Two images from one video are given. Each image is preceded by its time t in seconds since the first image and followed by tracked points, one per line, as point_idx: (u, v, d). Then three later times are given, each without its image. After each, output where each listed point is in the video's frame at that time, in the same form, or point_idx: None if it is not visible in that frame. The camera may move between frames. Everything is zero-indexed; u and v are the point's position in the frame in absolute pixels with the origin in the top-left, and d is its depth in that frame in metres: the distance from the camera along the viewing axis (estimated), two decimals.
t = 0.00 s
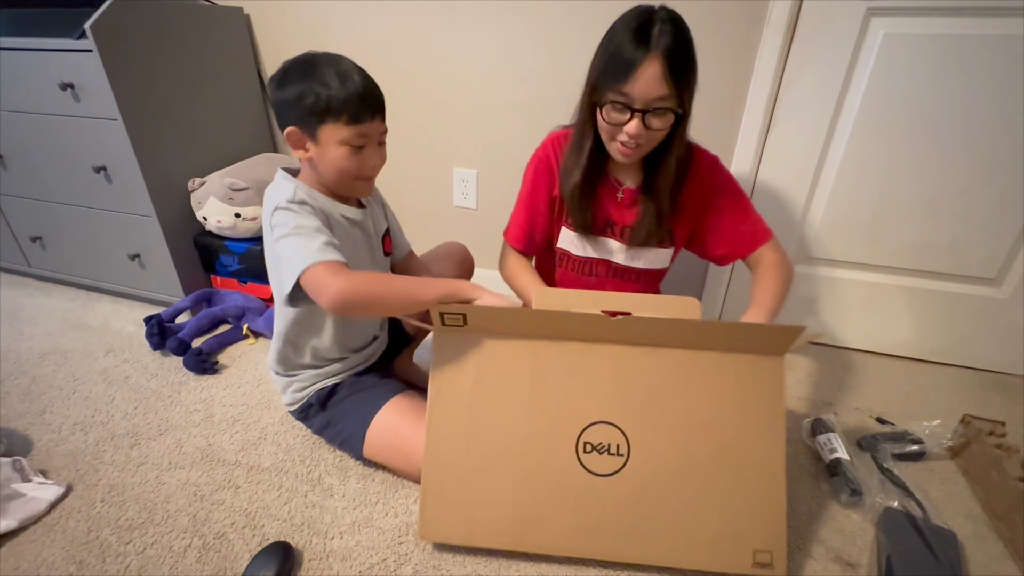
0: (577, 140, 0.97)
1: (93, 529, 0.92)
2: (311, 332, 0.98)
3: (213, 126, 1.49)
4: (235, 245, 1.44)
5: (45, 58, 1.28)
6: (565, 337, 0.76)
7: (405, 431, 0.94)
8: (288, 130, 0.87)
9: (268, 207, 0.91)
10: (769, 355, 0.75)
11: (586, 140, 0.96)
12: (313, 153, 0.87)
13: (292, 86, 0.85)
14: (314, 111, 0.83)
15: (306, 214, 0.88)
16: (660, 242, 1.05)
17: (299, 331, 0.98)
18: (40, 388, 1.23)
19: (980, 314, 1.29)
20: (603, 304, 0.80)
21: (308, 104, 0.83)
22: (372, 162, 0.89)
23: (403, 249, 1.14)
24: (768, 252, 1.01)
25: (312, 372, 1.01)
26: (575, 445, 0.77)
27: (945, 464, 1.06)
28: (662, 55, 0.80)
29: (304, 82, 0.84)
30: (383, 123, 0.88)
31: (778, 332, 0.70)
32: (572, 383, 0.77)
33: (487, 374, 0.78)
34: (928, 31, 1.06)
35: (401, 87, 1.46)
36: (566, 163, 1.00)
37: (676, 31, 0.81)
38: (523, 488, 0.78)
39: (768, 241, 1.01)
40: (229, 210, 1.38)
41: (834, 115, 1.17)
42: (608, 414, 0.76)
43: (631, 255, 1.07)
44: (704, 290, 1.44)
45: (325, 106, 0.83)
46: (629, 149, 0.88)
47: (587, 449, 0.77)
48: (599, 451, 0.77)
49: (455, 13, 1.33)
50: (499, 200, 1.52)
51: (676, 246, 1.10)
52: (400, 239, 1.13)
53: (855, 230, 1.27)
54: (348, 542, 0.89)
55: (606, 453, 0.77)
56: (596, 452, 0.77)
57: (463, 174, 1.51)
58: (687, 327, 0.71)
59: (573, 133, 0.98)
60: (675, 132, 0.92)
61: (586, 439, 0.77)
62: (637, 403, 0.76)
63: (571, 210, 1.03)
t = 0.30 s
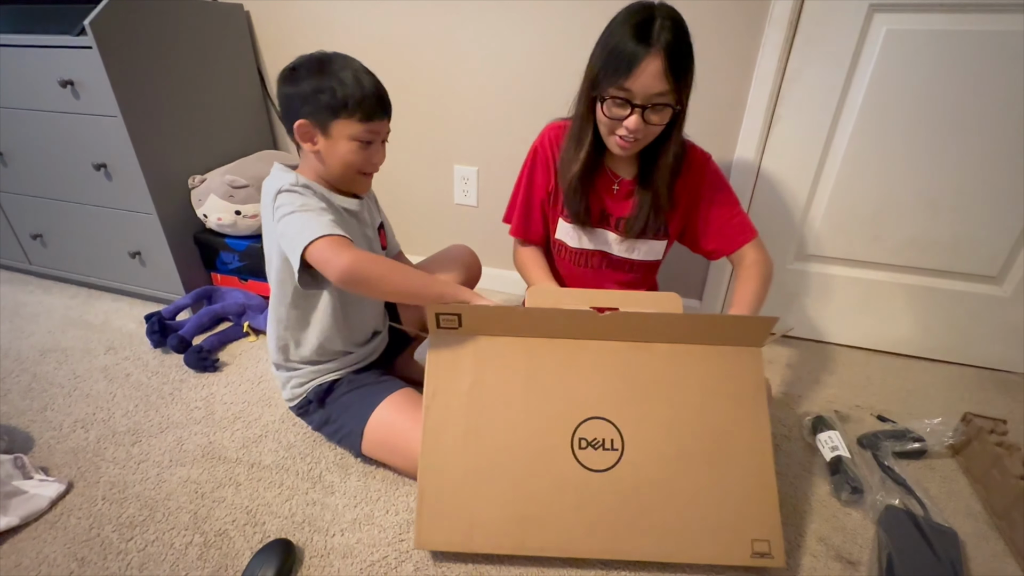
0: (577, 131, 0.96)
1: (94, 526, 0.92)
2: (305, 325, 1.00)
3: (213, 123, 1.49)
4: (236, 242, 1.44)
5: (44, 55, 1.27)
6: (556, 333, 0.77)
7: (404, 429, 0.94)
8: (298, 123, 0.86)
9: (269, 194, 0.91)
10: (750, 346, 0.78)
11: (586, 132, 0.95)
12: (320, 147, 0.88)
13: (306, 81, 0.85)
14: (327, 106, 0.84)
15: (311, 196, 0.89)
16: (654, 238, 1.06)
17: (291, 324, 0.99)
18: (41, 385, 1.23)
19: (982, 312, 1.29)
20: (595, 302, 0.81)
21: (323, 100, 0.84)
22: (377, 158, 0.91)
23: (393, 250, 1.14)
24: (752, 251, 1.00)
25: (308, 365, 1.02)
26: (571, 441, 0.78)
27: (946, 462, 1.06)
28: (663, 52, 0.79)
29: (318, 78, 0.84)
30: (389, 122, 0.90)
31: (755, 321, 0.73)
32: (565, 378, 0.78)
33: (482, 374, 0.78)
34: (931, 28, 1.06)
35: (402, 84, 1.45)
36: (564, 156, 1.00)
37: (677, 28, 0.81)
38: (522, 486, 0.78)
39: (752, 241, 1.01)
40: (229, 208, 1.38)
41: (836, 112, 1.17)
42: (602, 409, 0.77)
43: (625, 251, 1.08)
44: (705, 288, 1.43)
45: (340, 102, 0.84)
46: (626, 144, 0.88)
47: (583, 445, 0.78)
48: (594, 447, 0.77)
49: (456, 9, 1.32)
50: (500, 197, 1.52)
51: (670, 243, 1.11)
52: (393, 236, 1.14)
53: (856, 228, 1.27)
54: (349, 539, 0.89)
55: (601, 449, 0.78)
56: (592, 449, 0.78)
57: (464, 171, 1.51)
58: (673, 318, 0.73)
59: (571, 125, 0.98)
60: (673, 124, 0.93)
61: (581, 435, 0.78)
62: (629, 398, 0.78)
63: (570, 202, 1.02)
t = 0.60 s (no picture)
0: (583, 128, 0.95)
1: (95, 521, 0.92)
2: (305, 318, 1.00)
3: (214, 120, 1.49)
4: (236, 239, 1.44)
5: (44, 51, 1.27)
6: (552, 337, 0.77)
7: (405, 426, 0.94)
8: (313, 117, 0.86)
9: (275, 185, 0.91)
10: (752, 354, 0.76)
11: (591, 128, 0.95)
12: (333, 141, 0.88)
13: (326, 78, 0.86)
14: (345, 103, 0.84)
15: (314, 189, 0.89)
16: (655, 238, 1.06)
17: (291, 317, 0.99)
18: (42, 381, 1.23)
19: (983, 310, 1.28)
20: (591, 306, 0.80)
21: (342, 97, 0.85)
22: (386, 159, 0.91)
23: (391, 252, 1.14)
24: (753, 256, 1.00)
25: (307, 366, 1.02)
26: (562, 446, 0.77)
27: (947, 460, 1.06)
28: (669, 52, 0.79)
29: (338, 76, 0.86)
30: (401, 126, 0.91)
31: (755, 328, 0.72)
32: (559, 382, 0.77)
33: (475, 375, 0.79)
34: (935, 24, 1.05)
35: (402, 80, 1.45)
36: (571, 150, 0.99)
37: (686, 29, 0.81)
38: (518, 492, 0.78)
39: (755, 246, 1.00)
40: (229, 204, 1.38)
41: (838, 109, 1.16)
42: (594, 414, 0.77)
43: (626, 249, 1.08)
44: (705, 286, 1.43)
45: (357, 100, 0.84)
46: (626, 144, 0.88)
47: (574, 450, 0.77)
48: (586, 453, 0.77)
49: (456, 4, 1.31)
50: (500, 194, 1.52)
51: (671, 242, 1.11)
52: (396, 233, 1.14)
53: (858, 225, 1.27)
54: (349, 535, 0.89)
55: (593, 454, 0.77)
56: (583, 454, 0.77)
57: (464, 168, 1.50)
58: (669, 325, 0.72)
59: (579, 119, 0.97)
60: (679, 126, 0.92)
61: (572, 440, 0.77)
62: (623, 404, 0.77)
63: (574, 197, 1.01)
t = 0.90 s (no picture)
0: (587, 131, 0.94)
1: (98, 514, 0.92)
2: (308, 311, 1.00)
3: (215, 114, 1.48)
4: (238, 233, 1.44)
5: (45, 45, 1.27)
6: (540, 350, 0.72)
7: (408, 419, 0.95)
8: (322, 109, 0.86)
9: (279, 181, 0.91)
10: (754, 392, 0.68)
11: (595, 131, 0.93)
12: (340, 134, 0.88)
13: (337, 72, 0.86)
14: (355, 98, 0.85)
15: (317, 186, 0.88)
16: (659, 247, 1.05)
17: (296, 311, 0.99)
18: (44, 375, 1.23)
19: (987, 305, 1.28)
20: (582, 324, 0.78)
21: (353, 91, 0.85)
22: (393, 156, 0.91)
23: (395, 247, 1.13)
24: (757, 277, 0.98)
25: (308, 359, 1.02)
26: (539, 468, 0.71)
27: (949, 455, 1.06)
28: (680, 55, 0.77)
29: (349, 70, 0.86)
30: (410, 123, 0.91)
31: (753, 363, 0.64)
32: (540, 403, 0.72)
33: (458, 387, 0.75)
34: (941, 17, 1.04)
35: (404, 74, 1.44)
36: (574, 153, 0.97)
37: (699, 32, 0.79)
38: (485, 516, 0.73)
39: (761, 263, 0.98)
40: (231, 199, 1.38)
41: (842, 103, 1.16)
42: (576, 437, 0.71)
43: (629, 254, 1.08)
44: (708, 281, 1.43)
45: (367, 95, 0.85)
46: (634, 148, 0.85)
47: (551, 473, 0.71)
48: (563, 477, 0.71)
49: None
50: (504, 189, 1.51)
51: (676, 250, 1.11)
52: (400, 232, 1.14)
53: (862, 221, 1.26)
54: (351, 528, 0.90)
55: (570, 480, 0.71)
56: (561, 478, 0.71)
57: (467, 163, 1.50)
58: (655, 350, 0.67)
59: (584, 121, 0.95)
60: (689, 132, 0.90)
61: (550, 462, 0.71)
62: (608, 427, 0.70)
63: (575, 199, 1.00)
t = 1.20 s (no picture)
0: (607, 143, 0.89)
1: (101, 507, 0.93)
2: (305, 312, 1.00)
3: (217, 109, 1.48)
4: (239, 228, 1.43)
5: (46, 39, 1.26)
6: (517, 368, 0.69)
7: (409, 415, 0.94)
8: (338, 108, 0.86)
9: (281, 179, 0.90)
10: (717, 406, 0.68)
11: (616, 145, 0.89)
12: (354, 134, 0.87)
13: (357, 73, 0.86)
14: (373, 99, 0.85)
15: (315, 189, 0.87)
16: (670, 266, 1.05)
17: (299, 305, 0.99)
18: (47, 369, 1.24)
19: (992, 302, 1.27)
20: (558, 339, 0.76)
21: (372, 93, 0.85)
22: (402, 163, 0.91)
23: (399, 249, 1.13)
24: (747, 313, 1.00)
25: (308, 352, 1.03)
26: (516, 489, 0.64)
27: (953, 452, 1.05)
28: (713, 70, 0.73)
29: (369, 72, 0.85)
30: (423, 132, 0.91)
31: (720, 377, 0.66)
32: (513, 422, 0.67)
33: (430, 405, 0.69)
34: (947, 11, 1.03)
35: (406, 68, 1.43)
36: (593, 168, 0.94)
37: (734, 45, 0.74)
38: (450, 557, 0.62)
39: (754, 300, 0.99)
40: (232, 193, 1.37)
41: (847, 98, 1.15)
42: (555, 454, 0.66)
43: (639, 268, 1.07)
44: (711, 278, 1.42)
45: (384, 98, 0.84)
46: (654, 164, 0.82)
47: (529, 494, 0.64)
48: (543, 497, 0.64)
49: None
50: (506, 185, 1.50)
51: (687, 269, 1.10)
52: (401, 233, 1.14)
53: (866, 216, 1.25)
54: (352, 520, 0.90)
55: (550, 499, 0.64)
56: (539, 498, 0.64)
57: (469, 158, 1.49)
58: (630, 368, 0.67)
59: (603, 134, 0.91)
60: (717, 153, 0.87)
61: (528, 482, 0.65)
62: (586, 441, 0.66)
63: (595, 214, 0.97)
